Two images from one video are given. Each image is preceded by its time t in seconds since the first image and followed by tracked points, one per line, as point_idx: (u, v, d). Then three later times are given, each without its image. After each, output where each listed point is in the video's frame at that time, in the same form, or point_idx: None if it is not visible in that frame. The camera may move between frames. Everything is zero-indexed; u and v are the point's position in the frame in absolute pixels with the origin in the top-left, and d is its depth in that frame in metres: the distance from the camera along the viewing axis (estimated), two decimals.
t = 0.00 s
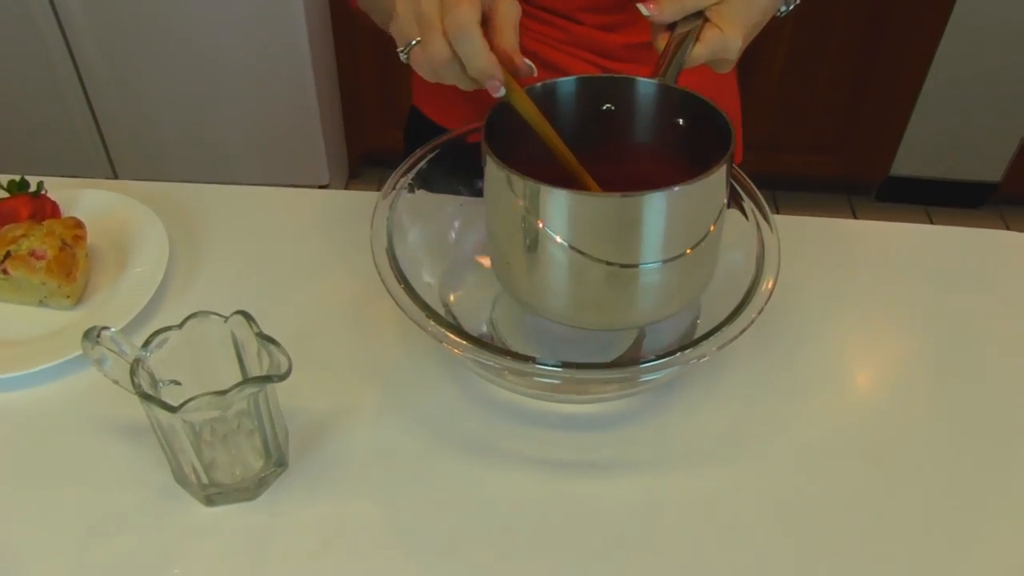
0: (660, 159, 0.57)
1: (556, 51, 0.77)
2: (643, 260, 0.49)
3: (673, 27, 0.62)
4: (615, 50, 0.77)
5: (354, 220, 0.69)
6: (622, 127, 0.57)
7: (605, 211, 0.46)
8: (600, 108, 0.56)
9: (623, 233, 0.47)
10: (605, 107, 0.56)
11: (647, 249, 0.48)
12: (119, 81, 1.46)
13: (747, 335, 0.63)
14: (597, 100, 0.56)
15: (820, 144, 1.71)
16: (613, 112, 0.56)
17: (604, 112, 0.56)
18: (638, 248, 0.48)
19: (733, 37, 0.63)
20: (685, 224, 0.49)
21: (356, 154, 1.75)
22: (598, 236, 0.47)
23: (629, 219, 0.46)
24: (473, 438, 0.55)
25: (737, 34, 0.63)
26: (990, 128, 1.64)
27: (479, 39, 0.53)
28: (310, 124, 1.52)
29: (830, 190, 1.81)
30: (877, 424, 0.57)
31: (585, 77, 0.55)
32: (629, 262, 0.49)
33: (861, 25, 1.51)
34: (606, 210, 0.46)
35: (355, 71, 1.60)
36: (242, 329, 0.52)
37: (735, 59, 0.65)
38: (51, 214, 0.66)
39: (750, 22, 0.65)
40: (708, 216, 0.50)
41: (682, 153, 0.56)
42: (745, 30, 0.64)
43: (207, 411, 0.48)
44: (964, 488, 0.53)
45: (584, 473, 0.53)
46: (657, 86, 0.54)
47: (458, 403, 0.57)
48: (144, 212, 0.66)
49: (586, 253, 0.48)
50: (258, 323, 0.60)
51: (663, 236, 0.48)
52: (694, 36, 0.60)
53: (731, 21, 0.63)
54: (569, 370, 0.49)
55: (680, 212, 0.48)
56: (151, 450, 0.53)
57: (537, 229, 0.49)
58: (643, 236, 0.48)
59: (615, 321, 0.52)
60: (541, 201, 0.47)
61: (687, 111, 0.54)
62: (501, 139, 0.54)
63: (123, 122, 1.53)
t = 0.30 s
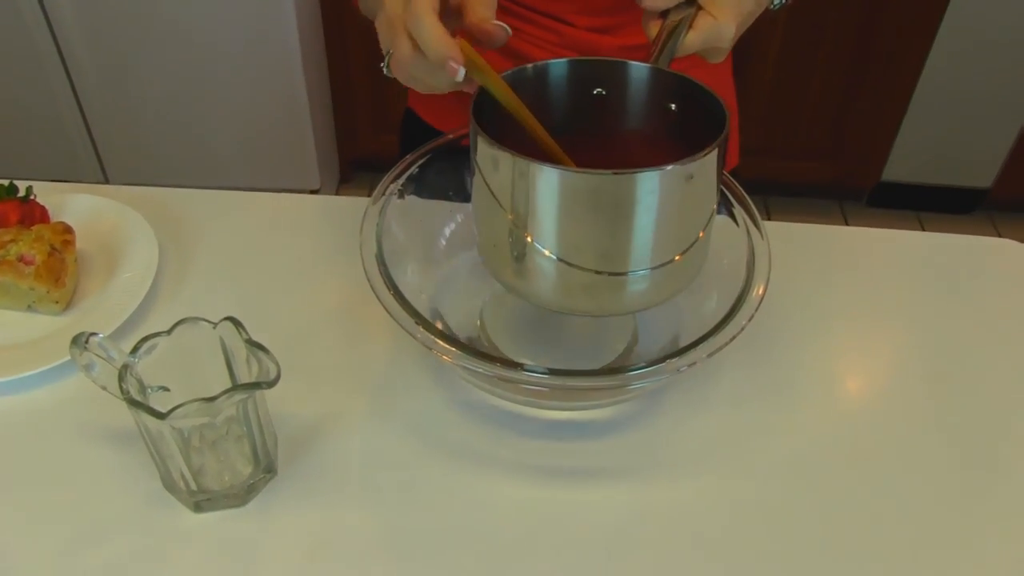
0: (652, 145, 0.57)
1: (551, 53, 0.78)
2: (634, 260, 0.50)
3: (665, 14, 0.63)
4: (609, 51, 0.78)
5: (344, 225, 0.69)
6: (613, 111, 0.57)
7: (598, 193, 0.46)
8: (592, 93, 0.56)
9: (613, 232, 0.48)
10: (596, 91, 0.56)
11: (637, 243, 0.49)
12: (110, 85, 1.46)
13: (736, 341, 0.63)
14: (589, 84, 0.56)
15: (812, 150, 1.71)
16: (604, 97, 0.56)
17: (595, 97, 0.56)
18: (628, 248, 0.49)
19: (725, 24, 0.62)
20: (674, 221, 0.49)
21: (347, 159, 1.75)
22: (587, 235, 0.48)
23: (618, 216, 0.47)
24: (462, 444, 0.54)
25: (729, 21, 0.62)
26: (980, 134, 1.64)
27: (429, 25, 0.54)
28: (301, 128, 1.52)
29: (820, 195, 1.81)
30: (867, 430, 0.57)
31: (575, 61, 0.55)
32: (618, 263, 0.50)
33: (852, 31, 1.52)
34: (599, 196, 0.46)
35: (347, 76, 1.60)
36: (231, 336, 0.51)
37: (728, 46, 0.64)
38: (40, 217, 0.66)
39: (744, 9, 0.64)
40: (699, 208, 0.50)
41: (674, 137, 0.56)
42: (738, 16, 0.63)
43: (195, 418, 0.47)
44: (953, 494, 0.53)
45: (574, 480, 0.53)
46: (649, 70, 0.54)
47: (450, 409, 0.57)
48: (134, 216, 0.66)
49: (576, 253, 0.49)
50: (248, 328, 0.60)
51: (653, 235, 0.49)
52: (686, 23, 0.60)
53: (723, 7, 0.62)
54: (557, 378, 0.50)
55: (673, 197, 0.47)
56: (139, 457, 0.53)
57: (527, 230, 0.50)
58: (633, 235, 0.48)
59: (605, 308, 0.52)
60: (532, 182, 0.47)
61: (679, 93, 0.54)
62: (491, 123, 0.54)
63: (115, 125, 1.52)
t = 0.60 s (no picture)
0: (646, 122, 0.57)
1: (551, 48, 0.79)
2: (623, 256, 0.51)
3: None
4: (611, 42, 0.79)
5: (336, 230, 0.69)
6: (607, 89, 0.56)
7: (589, 171, 0.45)
8: (586, 71, 0.56)
9: (604, 225, 0.48)
10: (590, 69, 0.55)
11: (629, 228, 0.49)
12: (104, 87, 1.46)
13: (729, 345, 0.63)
14: (583, 62, 0.55)
15: (806, 152, 1.71)
16: (599, 75, 0.56)
17: (589, 75, 0.56)
18: (618, 244, 0.50)
19: (722, 6, 0.63)
20: (664, 218, 0.49)
21: (342, 162, 1.75)
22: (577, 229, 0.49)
23: (608, 210, 0.48)
24: (453, 448, 0.54)
25: (726, 3, 0.63)
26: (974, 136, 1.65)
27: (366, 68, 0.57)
28: (296, 131, 1.52)
29: (818, 199, 1.82)
30: (859, 434, 0.57)
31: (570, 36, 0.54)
32: (607, 259, 0.50)
33: (845, 34, 1.52)
34: (589, 175, 0.45)
35: (341, 79, 1.60)
36: (224, 341, 0.52)
37: (724, 29, 0.64)
38: (32, 222, 0.66)
39: None
40: (692, 196, 0.50)
41: (669, 117, 0.55)
42: None
43: (188, 423, 0.47)
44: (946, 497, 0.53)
45: (566, 485, 0.53)
46: (645, 48, 0.54)
47: (443, 412, 0.57)
48: (127, 222, 0.66)
49: (567, 249, 0.50)
50: (241, 333, 0.60)
51: (641, 231, 0.49)
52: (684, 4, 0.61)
53: None
54: (548, 382, 0.49)
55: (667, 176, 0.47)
56: (132, 462, 0.53)
57: (518, 224, 0.50)
58: (623, 229, 0.49)
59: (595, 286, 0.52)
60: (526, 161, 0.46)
61: (675, 73, 0.53)
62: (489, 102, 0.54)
63: (109, 128, 1.52)
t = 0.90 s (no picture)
0: (650, 87, 0.54)
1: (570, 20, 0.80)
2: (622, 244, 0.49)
3: None
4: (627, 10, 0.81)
5: (333, 232, 0.69)
6: (612, 49, 0.54)
7: (596, 120, 0.43)
8: (590, 30, 0.54)
9: (603, 210, 0.47)
10: (595, 28, 0.53)
11: (631, 194, 0.46)
12: (102, 88, 1.46)
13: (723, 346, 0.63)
14: (588, 19, 0.53)
15: (803, 154, 1.72)
16: (603, 35, 0.53)
17: (594, 33, 0.54)
18: (616, 234, 0.48)
19: None
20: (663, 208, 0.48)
21: (339, 163, 1.75)
22: (575, 214, 0.47)
23: (606, 191, 0.46)
24: (449, 448, 0.55)
25: None
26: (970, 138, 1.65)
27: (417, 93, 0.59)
28: (293, 133, 1.52)
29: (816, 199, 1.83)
30: (852, 435, 0.57)
31: None
32: (606, 246, 0.49)
33: (842, 36, 1.52)
34: (596, 124, 0.43)
35: (338, 80, 1.60)
36: (220, 342, 0.52)
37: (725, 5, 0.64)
38: (30, 224, 0.66)
39: None
40: (692, 180, 0.49)
41: (674, 81, 0.53)
42: None
43: (184, 424, 0.48)
44: (938, 499, 0.54)
45: (562, 486, 0.53)
46: (652, 8, 0.51)
47: (439, 413, 0.57)
48: (124, 224, 0.66)
49: (566, 235, 0.49)
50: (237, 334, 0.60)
51: (639, 223, 0.48)
52: None
53: None
54: (543, 383, 0.50)
55: (672, 149, 0.45)
56: (129, 463, 0.53)
57: (517, 206, 0.49)
58: (622, 214, 0.47)
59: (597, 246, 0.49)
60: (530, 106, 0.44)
61: (682, 33, 0.51)
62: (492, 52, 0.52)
63: (107, 130, 1.52)
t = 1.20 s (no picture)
0: (661, 85, 0.54)
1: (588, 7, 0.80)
2: (634, 240, 0.48)
3: None
4: None
5: (331, 238, 0.70)
6: (622, 45, 0.54)
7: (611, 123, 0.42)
8: (598, 26, 0.53)
9: (615, 206, 0.46)
10: (605, 23, 0.53)
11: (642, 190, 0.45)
12: (100, 93, 1.46)
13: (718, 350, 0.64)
14: (598, 15, 0.53)
15: (799, 158, 1.72)
16: (613, 30, 0.53)
17: (604, 30, 0.53)
18: (626, 230, 0.47)
19: None
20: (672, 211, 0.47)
21: (337, 168, 1.76)
22: (588, 212, 0.47)
23: (620, 189, 0.45)
24: (447, 453, 0.55)
25: None
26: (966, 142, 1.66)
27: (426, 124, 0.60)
28: (290, 138, 1.52)
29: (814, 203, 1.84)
30: (846, 439, 0.58)
31: None
32: (617, 246, 0.48)
33: (838, 40, 1.53)
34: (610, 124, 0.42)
35: (336, 85, 1.61)
36: (218, 347, 0.52)
37: None
38: (29, 230, 0.66)
39: None
40: (702, 183, 0.48)
41: (679, 78, 0.53)
42: None
43: (182, 429, 0.48)
44: (931, 501, 0.54)
45: (558, 489, 0.54)
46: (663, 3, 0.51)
47: (436, 418, 0.57)
48: (122, 230, 0.67)
49: (577, 233, 0.48)
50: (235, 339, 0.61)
51: (650, 220, 0.47)
52: None
53: None
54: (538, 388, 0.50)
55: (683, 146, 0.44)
56: (127, 467, 0.53)
57: (528, 203, 0.48)
58: (633, 211, 0.46)
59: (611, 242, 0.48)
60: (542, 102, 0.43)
61: (695, 30, 0.51)
62: (505, 52, 0.51)
63: (105, 134, 1.52)
